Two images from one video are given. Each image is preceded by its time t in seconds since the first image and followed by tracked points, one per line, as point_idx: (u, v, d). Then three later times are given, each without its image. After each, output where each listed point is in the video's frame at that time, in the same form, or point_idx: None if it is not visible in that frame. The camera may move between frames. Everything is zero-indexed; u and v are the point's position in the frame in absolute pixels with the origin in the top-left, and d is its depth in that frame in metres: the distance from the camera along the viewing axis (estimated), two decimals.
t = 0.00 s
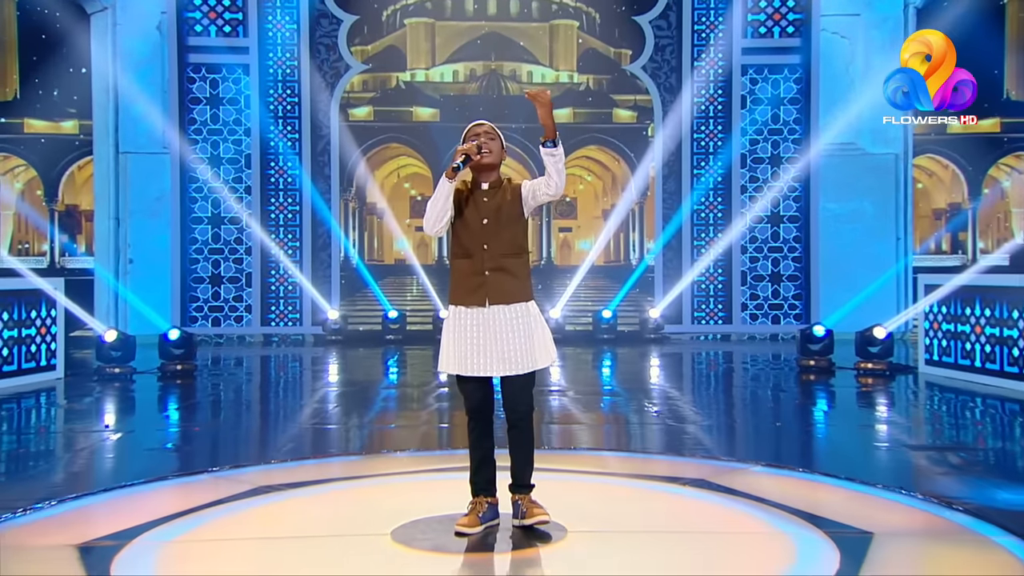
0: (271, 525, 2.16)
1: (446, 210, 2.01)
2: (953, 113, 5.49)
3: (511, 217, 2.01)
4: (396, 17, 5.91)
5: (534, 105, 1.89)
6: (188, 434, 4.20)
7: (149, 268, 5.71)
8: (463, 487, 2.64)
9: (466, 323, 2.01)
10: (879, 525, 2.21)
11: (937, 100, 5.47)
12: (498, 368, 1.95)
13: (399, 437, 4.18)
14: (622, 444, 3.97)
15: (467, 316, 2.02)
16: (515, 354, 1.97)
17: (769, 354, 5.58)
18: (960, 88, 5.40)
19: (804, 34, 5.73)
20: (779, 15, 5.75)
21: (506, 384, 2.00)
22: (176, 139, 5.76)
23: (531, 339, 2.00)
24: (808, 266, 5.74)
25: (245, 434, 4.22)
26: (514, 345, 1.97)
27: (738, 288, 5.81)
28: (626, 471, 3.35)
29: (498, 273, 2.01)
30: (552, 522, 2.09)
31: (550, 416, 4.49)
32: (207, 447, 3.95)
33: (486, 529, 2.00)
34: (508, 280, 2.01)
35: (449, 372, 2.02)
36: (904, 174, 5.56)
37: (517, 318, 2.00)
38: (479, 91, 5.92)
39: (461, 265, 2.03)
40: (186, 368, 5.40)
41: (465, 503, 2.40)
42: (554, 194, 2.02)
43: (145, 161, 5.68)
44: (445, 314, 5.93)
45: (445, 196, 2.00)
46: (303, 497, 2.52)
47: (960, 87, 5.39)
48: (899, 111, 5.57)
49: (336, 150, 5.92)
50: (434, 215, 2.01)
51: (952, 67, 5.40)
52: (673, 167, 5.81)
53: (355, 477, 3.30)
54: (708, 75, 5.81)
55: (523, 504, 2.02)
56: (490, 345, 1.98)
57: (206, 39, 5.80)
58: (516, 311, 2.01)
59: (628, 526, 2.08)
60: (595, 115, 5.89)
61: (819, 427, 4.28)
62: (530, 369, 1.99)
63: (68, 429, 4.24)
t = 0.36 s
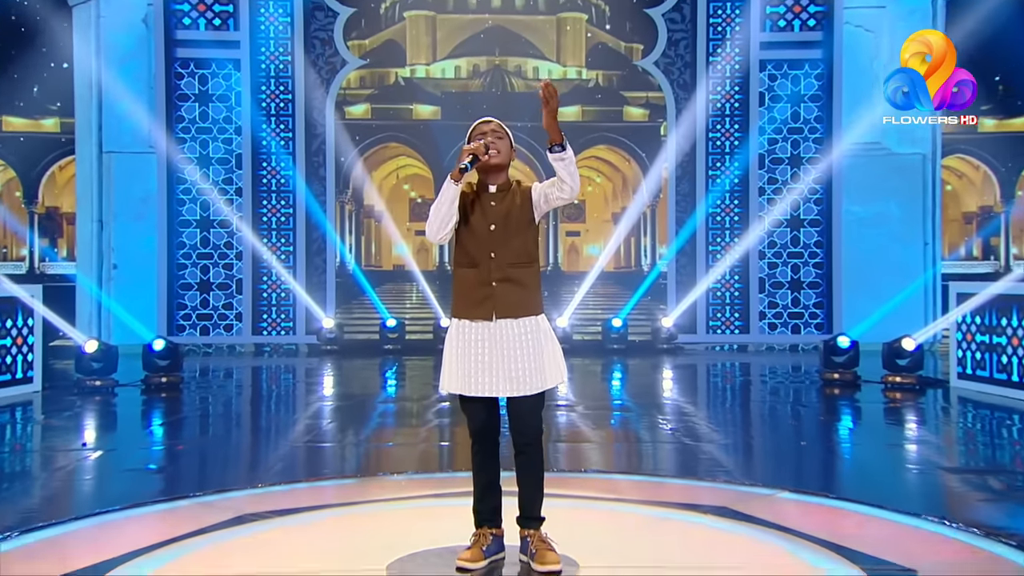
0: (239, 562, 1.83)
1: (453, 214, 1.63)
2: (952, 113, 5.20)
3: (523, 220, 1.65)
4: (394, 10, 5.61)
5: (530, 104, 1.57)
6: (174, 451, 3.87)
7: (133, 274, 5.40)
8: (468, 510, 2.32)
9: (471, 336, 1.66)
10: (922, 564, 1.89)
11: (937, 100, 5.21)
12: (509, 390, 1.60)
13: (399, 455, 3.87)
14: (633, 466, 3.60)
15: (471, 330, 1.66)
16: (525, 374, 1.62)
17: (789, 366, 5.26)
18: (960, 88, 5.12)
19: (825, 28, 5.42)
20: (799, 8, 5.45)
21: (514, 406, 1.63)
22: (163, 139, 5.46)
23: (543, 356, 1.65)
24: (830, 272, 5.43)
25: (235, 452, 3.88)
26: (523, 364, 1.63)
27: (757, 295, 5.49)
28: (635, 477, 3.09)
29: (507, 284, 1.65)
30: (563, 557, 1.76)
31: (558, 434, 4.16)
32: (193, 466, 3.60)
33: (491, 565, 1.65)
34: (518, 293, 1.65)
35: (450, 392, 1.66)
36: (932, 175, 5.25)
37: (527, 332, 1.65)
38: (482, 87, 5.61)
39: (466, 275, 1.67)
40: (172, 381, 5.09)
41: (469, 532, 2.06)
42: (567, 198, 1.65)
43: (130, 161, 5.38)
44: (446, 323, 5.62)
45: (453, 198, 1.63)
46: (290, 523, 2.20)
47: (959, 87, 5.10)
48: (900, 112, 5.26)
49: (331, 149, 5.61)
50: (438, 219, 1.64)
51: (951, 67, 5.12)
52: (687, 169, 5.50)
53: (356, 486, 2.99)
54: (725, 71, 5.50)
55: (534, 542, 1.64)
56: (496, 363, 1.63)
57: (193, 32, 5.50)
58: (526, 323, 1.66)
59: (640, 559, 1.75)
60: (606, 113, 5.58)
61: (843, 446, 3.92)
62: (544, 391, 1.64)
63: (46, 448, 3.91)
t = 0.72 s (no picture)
0: None
1: (457, 225, 1.47)
2: (953, 115, 4.91)
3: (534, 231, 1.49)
4: (391, 8, 5.32)
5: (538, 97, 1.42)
6: (156, 477, 3.53)
7: (116, 286, 5.12)
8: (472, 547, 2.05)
9: (475, 355, 1.50)
10: None
11: (938, 101, 4.95)
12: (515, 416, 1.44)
13: (398, 478, 3.56)
14: (642, 493, 3.23)
15: (474, 349, 1.50)
16: (535, 398, 1.46)
17: (808, 384, 4.96)
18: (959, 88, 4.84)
19: (846, 26, 5.13)
20: (818, 5, 5.16)
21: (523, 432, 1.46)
22: (147, 143, 5.19)
23: (554, 380, 1.49)
24: (851, 285, 5.13)
25: (222, 478, 3.54)
26: (532, 388, 1.47)
27: (774, 308, 5.19)
28: (646, 503, 2.74)
29: (515, 302, 1.48)
30: None
31: (563, 459, 3.84)
32: (177, 493, 3.25)
33: None
34: (526, 310, 1.49)
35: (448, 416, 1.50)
36: (959, 182, 4.96)
37: (537, 352, 1.49)
38: (484, 89, 5.32)
39: (469, 290, 1.51)
40: (154, 401, 4.78)
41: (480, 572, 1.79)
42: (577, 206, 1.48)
43: (112, 166, 5.09)
44: (445, 338, 5.34)
45: (457, 208, 1.46)
46: (277, 563, 1.92)
47: (960, 87, 4.84)
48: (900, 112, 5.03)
49: (324, 154, 5.33)
50: (439, 231, 1.47)
51: (951, 67, 4.87)
52: (700, 175, 5.21)
53: (351, 514, 2.68)
54: (739, 72, 5.23)
55: None
56: (503, 386, 1.47)
57: (179, 31, 5.22)
58: (535, 343, 1.50)
59: None
60: (614, 116, 5.29)
61: (868, 472, 3.58)
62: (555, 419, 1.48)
63: (18, 473, 3.59)
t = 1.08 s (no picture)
0: None
1: (461, 245, 1.40)
2: (953, 116, 4.70)
3: (544, 252, 1.42)
4: (380, 11, 5.06)
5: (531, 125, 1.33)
6: (127, 509, 3.20)
7: (86, 303, 4.82)
8: None
9: (481, 384, 1.44)
10: None
11: (937, 101, 4.73)
12: (522, 450, 1.38)
13: (386, 509, 3.26)
14: (646, 528, 2.90)
15: (480, 377, 1.44)
16: (543, 433, 1.39)
17: (820, 408, 4.69)
18: (959, 88, 4.67)
19: (858, 31, 4.89)
20: (829, 9, 4.92)
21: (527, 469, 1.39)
22: (121, 152, 4.90)
23: (563, 412, 1.42)
24: (864, 302, 4.86)
25: (200, 511, 3.21)
26: (540, 420, 1.40)
27: (783, 327, 4.93)
28: (656, 547, 2.46)
29: (523, 325, 1.42)
30: None
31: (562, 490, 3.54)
32: (149, 529, 2.91)
33: None
34: (536, 334, 1.42)
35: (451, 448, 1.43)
36: (978, 194, 4.70)
37: (545, 383, 1.43)
38: (478, 96, 5.05)
39: (475, 312, 1.45)
40: (126, 427, 4.45)
41: None
42: (593, 235, 1.42)
43: (83, 176, 4.82)
44: (437, 358, 5.06)
45: (461, 225, 1.41)
46: None
47: (960, 87, 4.67)
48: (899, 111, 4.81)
49: (309, 164, 5.06)
50: (441, 251, 1.41)
51: (950, 67, 4.69)
52: (705, 187, 4.96)
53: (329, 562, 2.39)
54: (747, 79, 4.98)
55: None
56: (509, 418, 1.40)
57: (156, 34, 4.95)
58: (544, 372, 1.43)
59: None
60: (615, 124, 5.03)
61: (883, 505, 3.27)
62: (564, 456, 1.40)
63: None
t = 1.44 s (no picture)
0: None
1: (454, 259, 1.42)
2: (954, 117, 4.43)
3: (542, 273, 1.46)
4: (356, 11, 4.76)
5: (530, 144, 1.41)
6: (81, 546, 2.87)
7: (38, 322, 4.49)
8: None
9: (472, 419, 1.47)
10: None
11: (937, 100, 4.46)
12: (517, 486, 1.42)
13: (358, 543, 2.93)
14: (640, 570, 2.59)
15: (473, 412, 1.47)
16: (538, 467, 1.44)
17: (823, 432, 4.41)
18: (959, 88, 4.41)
19: (861, 34, 4.63)
20: (830, 11, 4.66)
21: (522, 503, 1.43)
22: (77, 160, 4.57)
23: (556, 445, 1.46)
24: (869, 321, 4.59)
25: (156, 549, 2.88)
26: (535, 454, 1.45)
27: (783, 347, 4.66)
28: None
29: (518, 348, 1.46)
30: None
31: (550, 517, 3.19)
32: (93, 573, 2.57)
33: None
34: (531, 358, 1.47)
35: (445, 484, 1.47)
36: (989, 207, 4.45)
37: (540, 415, 1.47)
38: (460, 101, 4.76)
39: (469, 332, 1.48)
40: (82, 456, 4.09)
41: None
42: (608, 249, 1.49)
43: (35, 186, 4.49)
44: (416, 380, 4.76)
45: (452, 239, 1.41)
46: None
47: (960, 87, 4.40)
48: (899, 111, 4.55)
49: (280, 173, 4.75)
50: (431, 266, 1.42)
51: (950, 66, 4.42)
52: (700, 198, 4.69)
53: None
54: (744, 85, 4.71)
55: None
56: (503, 453, 1.44)
57: (116, 35, 4.64)
58: (540, 400, 1.48)
59: None
60: (606, 132, 4.75)
61: (893, 538, 2.97)
62: (561, 491, 1.45)
63: None
